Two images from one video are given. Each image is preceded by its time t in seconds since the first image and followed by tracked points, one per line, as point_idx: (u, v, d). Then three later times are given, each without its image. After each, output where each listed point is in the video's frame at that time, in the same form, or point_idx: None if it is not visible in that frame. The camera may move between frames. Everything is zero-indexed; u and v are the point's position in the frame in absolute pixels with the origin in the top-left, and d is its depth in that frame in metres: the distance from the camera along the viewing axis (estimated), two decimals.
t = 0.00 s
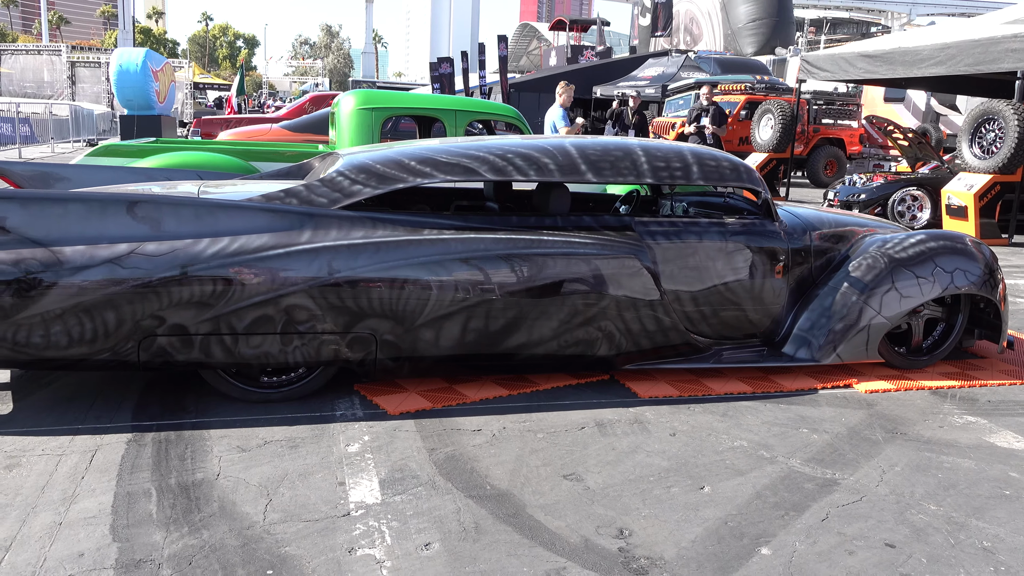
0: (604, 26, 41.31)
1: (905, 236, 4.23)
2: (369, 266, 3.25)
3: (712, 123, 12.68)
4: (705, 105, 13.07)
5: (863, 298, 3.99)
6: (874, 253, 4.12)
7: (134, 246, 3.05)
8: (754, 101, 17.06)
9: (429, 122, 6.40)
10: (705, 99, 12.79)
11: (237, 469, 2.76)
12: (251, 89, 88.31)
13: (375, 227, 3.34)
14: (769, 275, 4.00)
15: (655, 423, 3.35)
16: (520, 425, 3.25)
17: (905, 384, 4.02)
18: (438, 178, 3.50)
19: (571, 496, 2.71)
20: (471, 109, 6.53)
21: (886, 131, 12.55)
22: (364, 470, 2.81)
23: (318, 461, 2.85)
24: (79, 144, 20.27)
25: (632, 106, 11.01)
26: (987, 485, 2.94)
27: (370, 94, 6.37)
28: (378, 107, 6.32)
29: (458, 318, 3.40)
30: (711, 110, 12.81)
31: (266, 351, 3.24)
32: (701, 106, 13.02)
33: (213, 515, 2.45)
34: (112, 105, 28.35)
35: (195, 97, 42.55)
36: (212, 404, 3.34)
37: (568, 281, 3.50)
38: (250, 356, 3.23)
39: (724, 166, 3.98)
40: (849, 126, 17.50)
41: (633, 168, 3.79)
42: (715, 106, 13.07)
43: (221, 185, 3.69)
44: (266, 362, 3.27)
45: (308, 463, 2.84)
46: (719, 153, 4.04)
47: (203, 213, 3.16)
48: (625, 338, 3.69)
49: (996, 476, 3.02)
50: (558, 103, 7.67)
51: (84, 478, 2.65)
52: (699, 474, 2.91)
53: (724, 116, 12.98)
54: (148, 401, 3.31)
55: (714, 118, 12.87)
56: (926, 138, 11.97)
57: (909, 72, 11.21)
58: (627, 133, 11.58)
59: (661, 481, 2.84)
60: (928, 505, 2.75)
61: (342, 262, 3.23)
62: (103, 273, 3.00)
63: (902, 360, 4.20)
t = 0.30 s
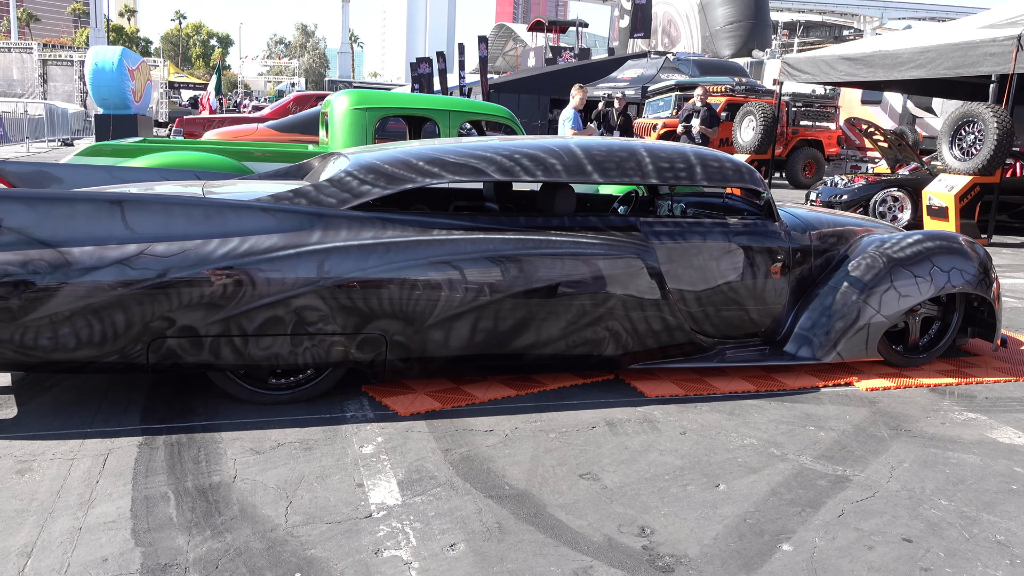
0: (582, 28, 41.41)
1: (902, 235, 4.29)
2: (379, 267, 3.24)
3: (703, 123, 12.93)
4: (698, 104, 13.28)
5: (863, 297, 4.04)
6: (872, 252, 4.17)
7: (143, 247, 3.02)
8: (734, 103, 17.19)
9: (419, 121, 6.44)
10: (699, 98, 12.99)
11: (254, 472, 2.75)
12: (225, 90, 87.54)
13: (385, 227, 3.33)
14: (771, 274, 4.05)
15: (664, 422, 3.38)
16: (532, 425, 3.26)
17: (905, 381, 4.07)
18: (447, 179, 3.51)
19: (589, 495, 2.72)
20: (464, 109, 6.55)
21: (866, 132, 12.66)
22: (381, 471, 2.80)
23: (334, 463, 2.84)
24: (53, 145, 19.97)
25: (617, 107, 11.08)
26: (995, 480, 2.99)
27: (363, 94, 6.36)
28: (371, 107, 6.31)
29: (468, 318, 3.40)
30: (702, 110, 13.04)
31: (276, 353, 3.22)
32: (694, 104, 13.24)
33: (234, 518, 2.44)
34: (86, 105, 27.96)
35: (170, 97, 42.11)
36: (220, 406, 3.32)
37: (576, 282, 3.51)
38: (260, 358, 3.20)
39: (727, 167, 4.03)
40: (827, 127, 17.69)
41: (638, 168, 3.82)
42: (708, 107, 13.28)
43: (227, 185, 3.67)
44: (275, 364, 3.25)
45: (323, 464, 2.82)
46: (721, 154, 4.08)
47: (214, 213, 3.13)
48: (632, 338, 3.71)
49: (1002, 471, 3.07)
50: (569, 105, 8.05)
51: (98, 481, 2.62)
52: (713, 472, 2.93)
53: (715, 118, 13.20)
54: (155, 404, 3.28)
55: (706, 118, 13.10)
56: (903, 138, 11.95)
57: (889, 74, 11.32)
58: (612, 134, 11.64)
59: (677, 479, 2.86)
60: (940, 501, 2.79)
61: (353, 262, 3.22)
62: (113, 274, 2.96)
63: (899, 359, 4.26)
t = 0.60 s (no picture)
0: (557, 26, 41.40)
1: (905, 229, 4.35)
2: (398, 269, 3.24)
3: (690, 119, 13.07)
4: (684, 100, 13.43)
5: (869, 290, 4.09)
6: (876, 247, 4.23)
7: (162, 254, 2.99)
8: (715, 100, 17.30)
9: (414, 122, 6.45)
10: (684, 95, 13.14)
11: (283, 477, 2.74)
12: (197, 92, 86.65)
13: (401, 229, 3.33)
14: (779, 270, 4.10)
15: (683, 419, 3.40)
16: (553, 424, 3.27)
17: (911, 373, 4.13)
18: (461, 180, 3.52)
19: (619, 494, 2.73)
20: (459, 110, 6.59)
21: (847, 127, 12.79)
22: (411, 474, 2.80)
23: (362, 467, 2.84)
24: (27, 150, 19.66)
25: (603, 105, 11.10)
26: (1012, 469, 3.04)
27: (357, 95, 6.35)
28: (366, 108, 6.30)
29: (486, 319, 3.40)
30: (688, 107, 13.18)
31: (296, 357, 3.21)
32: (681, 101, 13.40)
33: (271, 524, 2.43)
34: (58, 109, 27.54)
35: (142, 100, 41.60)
36: (239, 412, 3.30)
37: (591, 281, 3.53)
38: (280, 363, 3.19)
39: (734, 164, 4.06)
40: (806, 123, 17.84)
41: (647, 167, 3.84)
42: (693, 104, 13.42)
43: (238, 190, 3.65)
44: (295, 368, 3.23)
45: (351, 468, 2.82)
46: (727, 152, 4.11)
47: (231, 218, 3.11)
48: (646, 335, 3.74)
49: (1017, 459, 3.13)
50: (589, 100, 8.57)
51: (128, 491, 2.59)
52: (738, 468, 2.96)
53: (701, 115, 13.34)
54: (174, 412, 3.26)
55: (693, 114, 13.25)
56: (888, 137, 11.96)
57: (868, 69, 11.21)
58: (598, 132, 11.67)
59: (703, 475, 2.88)
60: (961, 491, 2.84)
61: (372, 265, 3.21)
62: (132, 281, 2.93)
63: (903, 351, 4.32)
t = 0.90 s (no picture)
0: (544, 25, 41.37)
1: (909, 232, 4.41)
2: (417, 270, 3.25)
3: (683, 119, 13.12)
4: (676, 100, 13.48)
5: (875, 293, 4.14)
6: (882, 249, 4.28)
7: (183, 254, 2.98)
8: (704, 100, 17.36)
9: (416, 121, 6.47)
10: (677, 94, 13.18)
11: (308, 477, 2.75)
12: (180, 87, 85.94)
13: (420, 230, 3.34)
14: (787, 272, 4.14)
15: (697, 419, 3.44)
16: (571, 425, 3.30)
17: (916, 374, 4.19)
18: (478, 182, 3.53)
19: (642, 494, 2.76)
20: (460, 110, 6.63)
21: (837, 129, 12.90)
22: (435, 474, 2.81)
23: (386, 467, 2.85)
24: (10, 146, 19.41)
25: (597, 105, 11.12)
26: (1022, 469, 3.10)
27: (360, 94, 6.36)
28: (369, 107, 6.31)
29: (503, 320, 3.42)
30: (681, 107, 13.23)
31: (315, 357, 3.21)
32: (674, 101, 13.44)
33: (301, 525, 2.44)
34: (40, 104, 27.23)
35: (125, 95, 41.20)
36: (257, 412, 3.30)
37: (606, 282, 3.56)
38: (299, 363, 3.20)
39: (744, 167, 4.10)
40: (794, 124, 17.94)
41: (660, 169, 3.87)
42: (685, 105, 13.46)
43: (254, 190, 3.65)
44: (314, 368, 3.24)
45: (375, 469, 2.83)
46: (737, 155, 4.15)
47: (251, 218, 3.10)
48: (659, 337, 3.77)
49: None
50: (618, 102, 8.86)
51: (154, 492, 2.59)
52: (756, 468, 3.00)
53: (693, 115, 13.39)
54: (192, 412, 3.26)
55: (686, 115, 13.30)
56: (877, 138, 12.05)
57: (859, 72, 11.24)
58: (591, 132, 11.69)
59: (723, 476, 2.92)
60: (976, 491, 2.89)
61: (392, 265, 3.22)
62: (154, 281, 2.93)
63: (906, 352, 4.38)
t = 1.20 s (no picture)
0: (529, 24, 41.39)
1: (914, 229, 4.48)
2: (439, 269, 3.28)
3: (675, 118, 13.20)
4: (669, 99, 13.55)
5: (882, 289, 4.21)
6: (888, 246, 4.35)
7: (209, 255, 2.99)
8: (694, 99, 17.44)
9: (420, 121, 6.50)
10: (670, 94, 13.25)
11: (340, 475, 2.77)
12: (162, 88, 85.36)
13: (441, 229, 3.37)
14: (796, 268, 4.20)
15: (715, 415, 3.49)
16: (592, 422, 3.34)
17: (923, 369, 4.26)
18: (496, 181, 3.57)
19: (669, 489, 2.80)
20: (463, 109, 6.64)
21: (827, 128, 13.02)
22: (464, 471, 2.84)
23: (415, 465, 2.87)
24: None
25: (591, 104, 11.16)
26: None
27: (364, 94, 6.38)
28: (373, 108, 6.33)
29: (523, 318, 3.46)
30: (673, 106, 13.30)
31: (339, 357, 3.24)
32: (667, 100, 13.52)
33: (338, 522, 2.46)
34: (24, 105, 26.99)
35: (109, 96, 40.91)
36: (281, 412, 3.32)
37: (623, 280, 3.60)
38: (323, 363, 3.22)
39: (754, 166, 4.16)
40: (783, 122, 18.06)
41: (673, 168, 3.92)
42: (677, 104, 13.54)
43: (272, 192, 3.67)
44: (337, 368, 3.26)
45: (404, 466, 2.86)
46: (747, 154, 4.21)
47: (275, 218, 3.12)
48: (674, 334, 3.82)
49: None
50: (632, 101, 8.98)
51: (188, 491, 2.61)
52: (777, 462, 3.04)
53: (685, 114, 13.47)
54: (216, 412, 3.27)
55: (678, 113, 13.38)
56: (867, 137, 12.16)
57: (850, 71, 11.33)
58: (585, 131, 11.73)
59: (746, 469, 2.97)
60: (993, 482, 2.95)
61: (415, 265, 3.25)
62: (181, 281, 2.94)
63: (912, 347, 4.45)
